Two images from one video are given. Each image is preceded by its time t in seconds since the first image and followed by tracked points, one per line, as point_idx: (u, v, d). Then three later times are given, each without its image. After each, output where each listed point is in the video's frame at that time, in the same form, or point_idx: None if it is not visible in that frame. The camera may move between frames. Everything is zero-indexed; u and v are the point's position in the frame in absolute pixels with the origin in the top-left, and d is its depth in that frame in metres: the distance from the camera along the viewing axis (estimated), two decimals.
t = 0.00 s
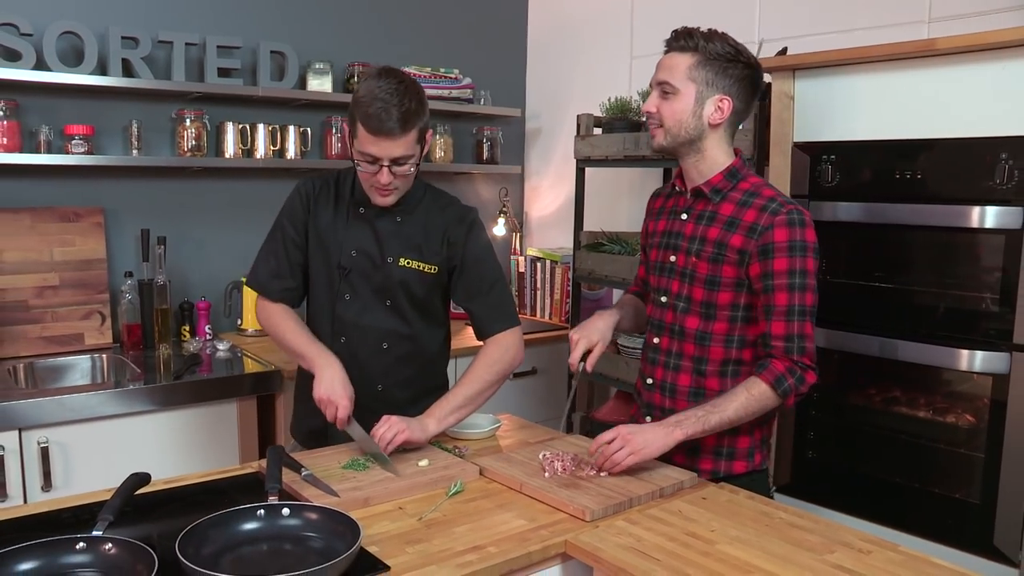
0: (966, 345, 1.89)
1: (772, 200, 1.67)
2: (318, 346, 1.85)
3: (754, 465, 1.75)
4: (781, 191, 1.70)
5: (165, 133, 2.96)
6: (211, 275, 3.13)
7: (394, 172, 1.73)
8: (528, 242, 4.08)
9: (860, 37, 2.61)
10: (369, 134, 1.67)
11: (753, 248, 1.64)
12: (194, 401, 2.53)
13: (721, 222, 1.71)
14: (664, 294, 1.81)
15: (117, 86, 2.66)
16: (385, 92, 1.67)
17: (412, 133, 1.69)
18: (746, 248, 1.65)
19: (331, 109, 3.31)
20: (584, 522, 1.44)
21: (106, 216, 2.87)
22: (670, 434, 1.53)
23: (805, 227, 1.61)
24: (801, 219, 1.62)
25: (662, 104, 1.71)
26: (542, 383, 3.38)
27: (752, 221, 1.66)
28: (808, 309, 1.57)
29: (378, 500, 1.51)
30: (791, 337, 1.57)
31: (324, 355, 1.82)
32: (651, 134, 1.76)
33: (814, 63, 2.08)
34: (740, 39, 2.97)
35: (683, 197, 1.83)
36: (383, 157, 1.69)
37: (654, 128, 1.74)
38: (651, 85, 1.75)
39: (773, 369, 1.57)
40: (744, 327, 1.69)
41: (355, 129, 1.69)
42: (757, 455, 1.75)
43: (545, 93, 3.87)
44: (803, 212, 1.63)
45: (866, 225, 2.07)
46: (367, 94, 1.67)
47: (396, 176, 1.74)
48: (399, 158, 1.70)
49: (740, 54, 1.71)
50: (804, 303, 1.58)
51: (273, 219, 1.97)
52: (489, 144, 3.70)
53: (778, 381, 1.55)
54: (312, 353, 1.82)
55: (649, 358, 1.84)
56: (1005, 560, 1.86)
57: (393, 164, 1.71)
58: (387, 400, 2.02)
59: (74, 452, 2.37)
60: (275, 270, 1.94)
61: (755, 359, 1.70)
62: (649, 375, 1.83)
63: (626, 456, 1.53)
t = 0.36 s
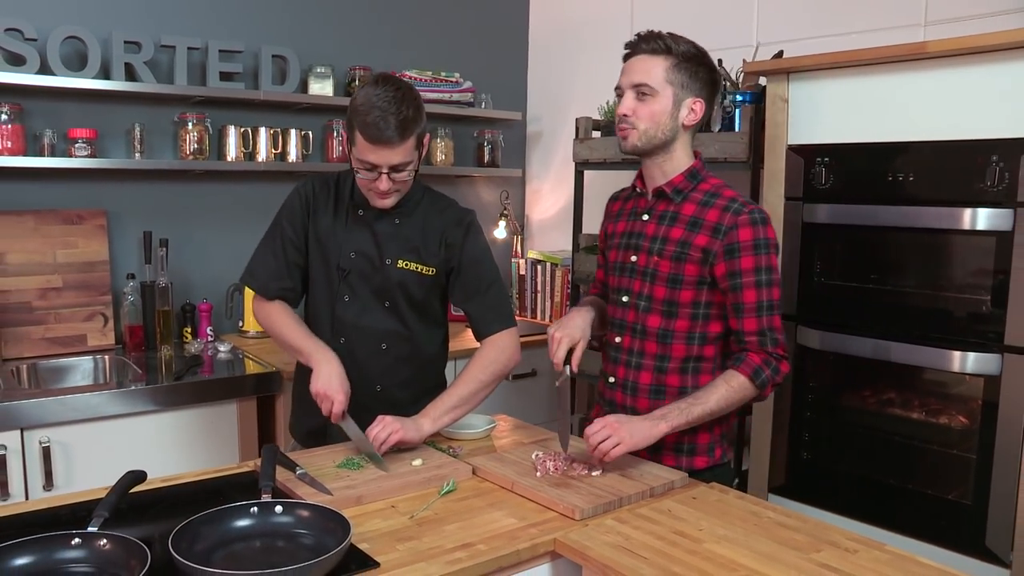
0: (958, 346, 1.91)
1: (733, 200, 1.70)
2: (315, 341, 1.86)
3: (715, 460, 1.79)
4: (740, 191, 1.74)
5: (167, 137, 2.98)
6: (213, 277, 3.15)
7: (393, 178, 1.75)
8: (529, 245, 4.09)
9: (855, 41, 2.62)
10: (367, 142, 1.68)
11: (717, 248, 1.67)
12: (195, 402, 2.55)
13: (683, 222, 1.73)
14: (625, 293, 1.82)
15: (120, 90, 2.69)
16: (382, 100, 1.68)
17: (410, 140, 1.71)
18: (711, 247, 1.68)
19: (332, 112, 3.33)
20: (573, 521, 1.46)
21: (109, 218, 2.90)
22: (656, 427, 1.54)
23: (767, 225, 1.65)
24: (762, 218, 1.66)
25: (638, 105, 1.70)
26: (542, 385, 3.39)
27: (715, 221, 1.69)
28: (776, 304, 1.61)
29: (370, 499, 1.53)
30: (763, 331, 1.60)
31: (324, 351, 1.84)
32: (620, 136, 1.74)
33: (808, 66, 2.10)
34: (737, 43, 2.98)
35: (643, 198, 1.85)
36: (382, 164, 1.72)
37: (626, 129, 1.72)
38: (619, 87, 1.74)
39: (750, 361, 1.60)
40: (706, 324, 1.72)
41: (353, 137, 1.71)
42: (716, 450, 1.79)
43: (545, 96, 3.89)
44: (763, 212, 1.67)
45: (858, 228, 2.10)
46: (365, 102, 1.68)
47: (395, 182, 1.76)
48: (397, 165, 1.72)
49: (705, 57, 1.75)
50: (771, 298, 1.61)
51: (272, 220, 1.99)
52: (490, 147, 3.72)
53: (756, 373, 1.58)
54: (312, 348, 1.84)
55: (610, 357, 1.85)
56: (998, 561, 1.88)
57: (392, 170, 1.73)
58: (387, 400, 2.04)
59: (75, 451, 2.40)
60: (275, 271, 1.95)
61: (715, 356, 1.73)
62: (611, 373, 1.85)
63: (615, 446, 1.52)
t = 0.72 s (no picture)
0: (958, 351, 1.91)
1: (714, 204, 1.71)
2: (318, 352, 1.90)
3: (701, 458, 1.80)
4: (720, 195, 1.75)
5: (173, 140, 3.01)
6: (218, 279, 3.17)
7: (399, 187, 1.77)
8: (533, 249, 4.10)
9: (859, 45, 2.62)
10: (373, 151, 1.69)
11: (701, 252, 1.68)
12: (199, 403, 2.57)
13: (666, 226, 1.74)
14: (609, 297, 1.82)
15: (127, 93, 2.72)
16: (386, 110, 1.69)
17: (416, 148, 1.72)
18: (695, 251, 1.69)
19: (337, 116, 3.34)
20: (571, 524, 1.46)
21: (115, 220, 2.92)
22: (656, 416, 1.55)
23: (748, 227, 1.67)
24: (744, 220, 1.68)
25: (603, 118, 1.71)
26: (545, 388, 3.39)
27: (697, 225, 1.70)
28: (763, 303, 1.63)
29: (370, 500, 1.54)
30: (753, 329, 1.62)
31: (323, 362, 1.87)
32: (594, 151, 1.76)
33: (810, 70, 2.10)
34: (741, 48, 2.99)
35: (624, 203, 1.85)
36: (387, 173, 1.73)
37: (596, 144, 1.74)
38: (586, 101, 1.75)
39: (744, 357, 1.60)
40: (690, 325, 1.73)
41: (359, 145, 1.71)
42: (703, 447, 1.80)
43: (550, 100, 3.90)
44: (745, 215, 1.69)
45: (859, 231, 2.09)
46: (370, 111, 1.69)
47: (401, 190, 1.78)
48: (402, 173, 1.74)
49: (668, 61, 1.73)
50: (758, 297, 1.63)
51: (275, 223, 2.00)
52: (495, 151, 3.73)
53: (750, 368, 1.59)
54: (312, 360, 1.87)
55: (596, 360, 1.86)
56: (999, 566, 1.88)
57: (397, 179, 1.75)
58: (388, 402, 2.05)
59: (80, 452, 2.41)
60: (279, 272, 1.97)
61: (700, 356, 1.74)
62: (597, 375, 1.86)
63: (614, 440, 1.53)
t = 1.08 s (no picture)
0: (966, 358, 1.90)
1: (710, 209, 1.70)
2: (329, 380, 1.90)
3: (700, 464, 1.76)
4: (718, 200, 1.73)
5: (178, 147, 3.01)
6: (223, 286, 3.17)
7: (405, 193, 1.76)
8: (539, 256, 4.09)
9: (864, 51, 2.61)
10: (380, 156, 1.69)
11: (698, 258, 1.67)
12: (204, 411, 2.56)
13: (663, 233, 1.73)
14: (610, 304, 1.81)
15: (133, 102, 2.72)
16: (393, 114, 1.69)
17: (422, 153, 1.72)
18: (691, 257, 1.68)
19: (342, 123, 3.35)
20: (577, 532, 1.45)
21: (121, 228, 2.92)
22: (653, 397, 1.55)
23: (744, 231, 1.65)
24: (740, 224, 1.66)
25: (601, 130, 1.71)
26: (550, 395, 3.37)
27: (694, 231, 1.69)
28: (764, 305, 1.61)
29: (375, 509, 1.53)
30: (755, 332, 1.60)
31: (331, 386, 1.88)
32: (593, 161, 1.76)
33: (815, 76, 2.10)
34: (746, 54, 2.98)
35: (625, 210, 1.84)
36: (394, 179, 1.73)
37: (595, 154, 1.74)
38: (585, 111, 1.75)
39: (747, 355, 1.59)
40: (690, 331, 1.71)
41: (365, 151, 1.71)
42: (702, 454, 1.77)
43: (555, 107, 3.90)
44: (742, 219, 1.67)
45: (865, 237, 2.09)
46: (377, 116, 1.69)
47: (408, 196, 1.77)
48: (410, 179, 1.73)
49: (666, 70, 1.72)
50: (759, 300, 1.61)
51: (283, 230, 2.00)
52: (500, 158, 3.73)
53: (751, 366, 1.56)
54: (321, 391, 1.86)
55: (598, 366, 1.85)
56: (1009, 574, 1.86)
57: (404, 185, 1.74)
58: (393, 411, 2.04)
59: (85, 460, 2.41)
60: (288, 280, 1.98)
61: (700, 362, 1.72)
62: (598, 381, 1.84)
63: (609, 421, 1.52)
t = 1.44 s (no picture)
0: (970, 365, 1.88)
1: (709, 213, 1.66)
2: (324, 384, 1.87)
3: (697, 473, 1.73)
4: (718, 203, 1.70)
5: (170, 145, 2.97)
6: (215, 286, 3.13)
7: (392, 197, 1.73)
8: (534, 258, 4.06)
9: (864, 53, 2.59)
10: (364, 160, 1.66)
11: (697, 263, 1.64)
12: (194, 413, 2.52)
13: (662, 237, 1.70)
14: (608, 308, 1.78)
15: (124, 99, 2.68)
16: (377, 117, 1.66)
17: (408, 156, 1.68)
18: (690, 262, 1.65)
19: (336, 122, 3.31)
20: (573, 543, 1.42)
21: (111, 227, 2.88)
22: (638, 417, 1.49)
23: (744, 236, 1.62)
24: (740, 229, 1.63)
25: (598, 133, 1.67)
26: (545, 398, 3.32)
27: (692, 235, 1.65)
28: (763, 312, 1.58)
29: (366, 517, 1.50)
30: (754, 339, 1.57)
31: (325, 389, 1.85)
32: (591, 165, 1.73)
33: (816, 78, 2.08)
34: (744, 55, 2.96)
35: (624, 214, 1.80)
36: (379, 183, 1.69)
37: (593, 158, 1.71)
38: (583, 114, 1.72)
39: (744, 365, 1.55)
40: (688, 337, 1.68)
41: (349, 155, 1.68)
42: (700, 463, 1.73)
43: (551, 107, 3.87)
44: (741, 223, 1.64)
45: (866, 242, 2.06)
46: (360, 119, 1.66)
47: (394, 200, 1.74)
48: (395, 183, 1.70)
49: (663, 71, 1.69)
50: (757, 306, 1.58)
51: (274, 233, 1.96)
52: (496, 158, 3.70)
53: (748, 376, 1.53)
54: (315, 392, 1.84)
55: (595, 372, 1.81)
56: None
57: (390, 189, 1.71)
58: (385, 417, 2.01)
59: (73, 462, 2.37)
60: (279, 284, 1.95)
61: (698, 369, 1.69)
62: (595, 387, 1.81)
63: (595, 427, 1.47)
